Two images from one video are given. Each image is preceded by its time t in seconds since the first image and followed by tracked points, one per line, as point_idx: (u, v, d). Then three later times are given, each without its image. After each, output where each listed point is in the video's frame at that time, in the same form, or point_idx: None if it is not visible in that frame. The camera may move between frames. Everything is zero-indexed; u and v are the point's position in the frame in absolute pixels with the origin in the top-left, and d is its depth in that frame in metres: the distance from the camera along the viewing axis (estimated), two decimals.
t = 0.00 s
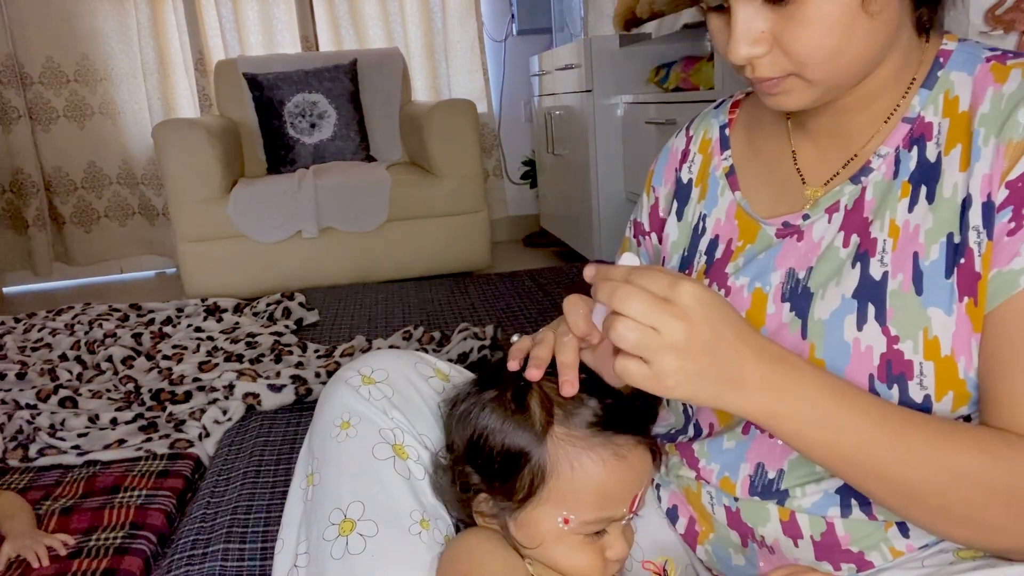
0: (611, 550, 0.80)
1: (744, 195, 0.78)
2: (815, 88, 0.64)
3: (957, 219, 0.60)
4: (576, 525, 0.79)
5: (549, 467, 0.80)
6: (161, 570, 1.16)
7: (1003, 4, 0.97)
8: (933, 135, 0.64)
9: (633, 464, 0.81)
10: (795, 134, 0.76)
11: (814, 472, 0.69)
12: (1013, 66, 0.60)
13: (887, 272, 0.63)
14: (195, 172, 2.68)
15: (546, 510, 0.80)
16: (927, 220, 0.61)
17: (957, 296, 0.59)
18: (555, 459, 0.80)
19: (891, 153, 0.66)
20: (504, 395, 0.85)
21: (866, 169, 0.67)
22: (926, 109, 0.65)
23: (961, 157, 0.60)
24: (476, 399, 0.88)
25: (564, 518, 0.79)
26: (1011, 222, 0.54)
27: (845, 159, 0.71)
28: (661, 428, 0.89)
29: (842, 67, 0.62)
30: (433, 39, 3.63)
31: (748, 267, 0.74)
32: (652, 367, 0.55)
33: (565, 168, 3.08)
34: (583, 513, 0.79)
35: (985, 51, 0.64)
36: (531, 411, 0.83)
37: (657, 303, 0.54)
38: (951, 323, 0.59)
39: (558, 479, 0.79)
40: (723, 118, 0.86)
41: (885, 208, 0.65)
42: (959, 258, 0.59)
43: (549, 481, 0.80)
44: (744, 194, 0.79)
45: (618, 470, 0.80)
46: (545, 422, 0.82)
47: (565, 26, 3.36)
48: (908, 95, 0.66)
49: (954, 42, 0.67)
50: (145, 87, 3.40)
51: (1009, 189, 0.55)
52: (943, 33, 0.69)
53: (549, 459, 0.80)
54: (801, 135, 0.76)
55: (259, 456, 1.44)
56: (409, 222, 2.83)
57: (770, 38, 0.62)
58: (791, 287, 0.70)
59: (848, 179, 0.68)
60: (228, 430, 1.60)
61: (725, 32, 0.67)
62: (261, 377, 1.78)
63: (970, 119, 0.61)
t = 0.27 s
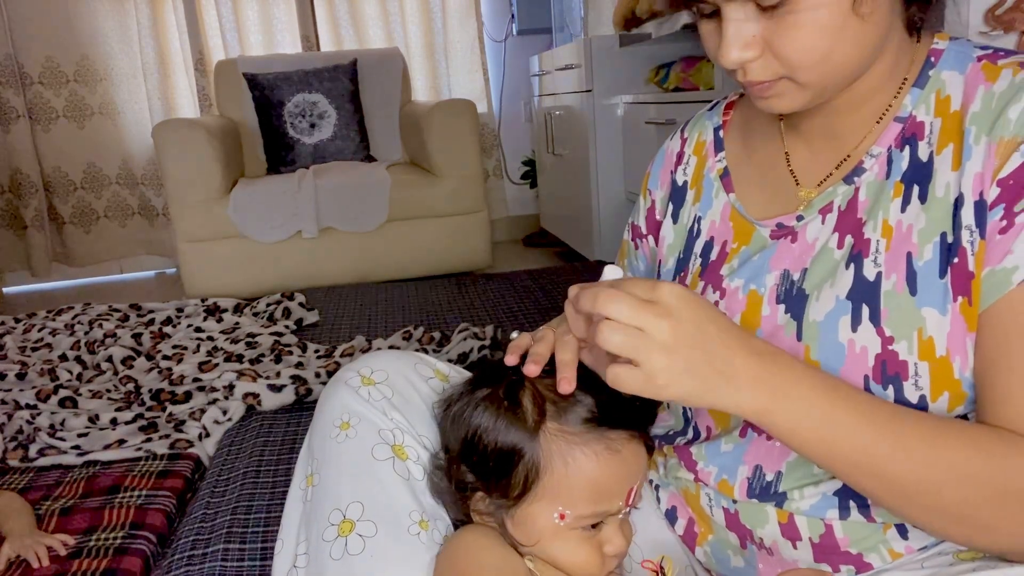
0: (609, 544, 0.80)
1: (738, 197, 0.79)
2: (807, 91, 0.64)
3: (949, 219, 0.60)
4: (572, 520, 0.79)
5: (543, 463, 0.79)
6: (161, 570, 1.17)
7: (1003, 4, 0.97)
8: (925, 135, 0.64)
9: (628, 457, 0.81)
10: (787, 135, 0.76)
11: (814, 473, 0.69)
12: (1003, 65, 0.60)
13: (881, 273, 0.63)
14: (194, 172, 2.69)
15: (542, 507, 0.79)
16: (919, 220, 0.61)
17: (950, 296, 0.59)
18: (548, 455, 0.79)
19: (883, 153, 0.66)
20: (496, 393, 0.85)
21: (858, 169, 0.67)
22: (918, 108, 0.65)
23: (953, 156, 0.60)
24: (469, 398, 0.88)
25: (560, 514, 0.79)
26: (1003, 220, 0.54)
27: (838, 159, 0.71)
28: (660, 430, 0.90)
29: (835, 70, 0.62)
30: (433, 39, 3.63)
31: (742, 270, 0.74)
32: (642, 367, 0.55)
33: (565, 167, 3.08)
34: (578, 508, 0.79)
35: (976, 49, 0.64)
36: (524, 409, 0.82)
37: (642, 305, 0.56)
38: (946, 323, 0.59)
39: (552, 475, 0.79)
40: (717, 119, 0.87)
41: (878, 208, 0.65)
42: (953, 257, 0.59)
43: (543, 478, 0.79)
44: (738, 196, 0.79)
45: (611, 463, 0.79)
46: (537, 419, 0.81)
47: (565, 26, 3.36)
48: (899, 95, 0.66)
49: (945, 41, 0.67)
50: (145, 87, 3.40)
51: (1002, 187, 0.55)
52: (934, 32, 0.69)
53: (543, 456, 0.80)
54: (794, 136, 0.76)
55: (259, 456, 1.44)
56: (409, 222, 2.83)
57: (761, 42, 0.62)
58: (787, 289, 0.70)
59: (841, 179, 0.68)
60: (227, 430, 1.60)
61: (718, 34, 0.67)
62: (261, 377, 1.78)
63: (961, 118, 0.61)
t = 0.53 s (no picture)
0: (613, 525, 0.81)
1: (725, 202, 0.79)
2: (806, 87, 0.64)
3: (936, 206, 0.60)
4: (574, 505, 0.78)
5: (538, 452, 0.79)
6: (162, 570, 1.17)
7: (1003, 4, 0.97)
8: (909, 125, 0.64)
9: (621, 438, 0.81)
10: (775, 137, 0.76)
11: (813, 472, 0.70)
12: (985, 52, 0.61)
13: (870, 264, 0.63)
14: (194, 172, 2.69)
15: (543, 495, 0.78)
16: (907, 210, 0.61)
17: (942, 282, 0.59)
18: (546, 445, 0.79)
19: (867, 144, 0.66)
20: (483, 388, 0.84)
21: (842, 160, 0.68)
22: (900, 99, 0.65)
23: (938, 144, 0.60)
24: (454, 397, 0.87)
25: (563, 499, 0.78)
26: (1001, 201, 0.53)
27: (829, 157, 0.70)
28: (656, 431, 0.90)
29: (835, 69, 0.62)
30: (433, 39, 3.63)
31: (730, 269, 0.74)
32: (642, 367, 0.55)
33: (565, 167, 3.08)
34: (580, 491, 0.78)
35: (956, 37, 0.65)
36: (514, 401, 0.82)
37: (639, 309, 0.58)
38: (938, 309, 0.59)
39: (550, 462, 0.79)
40: (703, 123, 0.87)
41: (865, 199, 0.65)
42: (942, 243, 0.58)
43: (541, 465, 0.79)
44: (725, 200, 0.79)
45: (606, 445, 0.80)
46: (527, 407, 0.81)
47: (566, 26, 3.36)
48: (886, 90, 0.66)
49: (927, 32, 0.67)
50: (145, 87, 3.40)
51: (991, 169, 0.54)
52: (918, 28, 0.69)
53: (537, 444, 0.79)
54: (783, 136, 0.75)
55: (259, 456, 1.44)
56: (409, 222, 2.83)
57: (765, 35, 0.62)
58: (778, 284, 0.71)
59: (823, 172, 0.69)
60: (227, 430, 1.60)
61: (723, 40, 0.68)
62: (260, 377, 1.78)
63: (944, 107, 0.62)
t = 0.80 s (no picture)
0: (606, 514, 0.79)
1: (720, 201, 0.79)
2: (821, 69, 0.60)
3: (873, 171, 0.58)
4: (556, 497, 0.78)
5: (514, 447, 0.79)
6: (162, 571, 1.17)
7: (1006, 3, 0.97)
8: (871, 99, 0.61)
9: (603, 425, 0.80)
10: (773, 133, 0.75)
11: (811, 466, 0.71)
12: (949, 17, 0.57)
13: (831, 243, 0.63)
14: (195, 172, 2.69)
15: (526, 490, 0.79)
16: (855, 183, 0.60)
17: (877, 245, 0.58)
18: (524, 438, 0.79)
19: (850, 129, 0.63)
20: (457, 386, 0.85)
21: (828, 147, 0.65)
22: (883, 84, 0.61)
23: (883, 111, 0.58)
24: (433, 396, 0.88)
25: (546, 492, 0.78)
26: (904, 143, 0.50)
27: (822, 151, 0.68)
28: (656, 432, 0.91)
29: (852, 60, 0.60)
30: (433, 38, 3.62)
31: (720, 264, 0.74)
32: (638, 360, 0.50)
33: (565, 167, 3.08)
34: (559, 481, 0.78)
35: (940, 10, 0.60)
36: (485, 397, 0.82)
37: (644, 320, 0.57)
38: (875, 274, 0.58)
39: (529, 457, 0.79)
40: (701, 122, 0.87)
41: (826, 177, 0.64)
42: (867, 206, 0.57)
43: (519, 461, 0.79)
44: (721, 200, 0.79)
45: (586, 433, 0.79)
46: (499, 403, 0.81)
47: (566, 26, 3.36)
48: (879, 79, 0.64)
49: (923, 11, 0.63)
50: (145, 87, 3.40)
51: (900, 119, 0.52)
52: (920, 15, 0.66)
53: (512, 439, 0.79)
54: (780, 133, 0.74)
55: (260, 456, 1.44)
56: (409, 223, 2.83)
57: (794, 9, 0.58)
58: (762, 275, 0.71)
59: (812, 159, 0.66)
60: (227, 430, 1.60)
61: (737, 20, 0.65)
62: (260, 377, 1.78)
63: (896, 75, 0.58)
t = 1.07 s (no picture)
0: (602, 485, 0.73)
1: (730, 187, 0.79)
2: (851, 48, 0.60)
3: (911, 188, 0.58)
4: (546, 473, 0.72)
5: (488, 417, 0.76)
6: (161, 571, 1.17)
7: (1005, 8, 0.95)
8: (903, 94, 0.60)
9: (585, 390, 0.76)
10: (790, 126, 0.75)
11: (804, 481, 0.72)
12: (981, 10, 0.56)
13: (856, 254, 0.63)
14: (195, 172, 2.69)
15: (508, 462, 0.74)
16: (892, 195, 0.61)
17: (909, 266, 0.59)
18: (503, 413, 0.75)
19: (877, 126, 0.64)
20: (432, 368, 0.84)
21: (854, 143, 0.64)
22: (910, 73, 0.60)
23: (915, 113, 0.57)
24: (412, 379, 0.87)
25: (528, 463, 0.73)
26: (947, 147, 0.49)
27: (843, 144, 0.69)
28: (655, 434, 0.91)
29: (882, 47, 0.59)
30: (433, 38, 3.62)
31: (729, 261, 0.74)
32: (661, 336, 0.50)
33: (565, 167, 3.08)
34: (547, 454, 0.73)
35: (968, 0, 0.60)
36: (457, 369, 0.80)
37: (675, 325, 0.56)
38: (905, 295, 0.60)
39: (507, 427, 0.75)
40: (715, 103, 0.86)
41: (853, 183, 0.64)
42: (901, 229, 0.59)
43: (496, 430, 0.75)
44: (731, 185, 0.79)
45: (567, 399, 0.75)
46: (471, 375, 0.79)
47: (566, 26, 3.36)
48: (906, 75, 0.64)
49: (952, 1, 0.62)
50: (146, 87, 3.40)
51: (942, 122, 0.51)
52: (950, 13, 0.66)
53: (485, 409, 0.76)
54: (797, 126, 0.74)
55: (259, 456, 1.44)
56: (409, 222, 2.83)
57: None
58: (773, 278, 0.71)
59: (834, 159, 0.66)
60: (227, 429, 1.60)
61: (767, 2, 0.64)
62: (261, 377, 1.78)
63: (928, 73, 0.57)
